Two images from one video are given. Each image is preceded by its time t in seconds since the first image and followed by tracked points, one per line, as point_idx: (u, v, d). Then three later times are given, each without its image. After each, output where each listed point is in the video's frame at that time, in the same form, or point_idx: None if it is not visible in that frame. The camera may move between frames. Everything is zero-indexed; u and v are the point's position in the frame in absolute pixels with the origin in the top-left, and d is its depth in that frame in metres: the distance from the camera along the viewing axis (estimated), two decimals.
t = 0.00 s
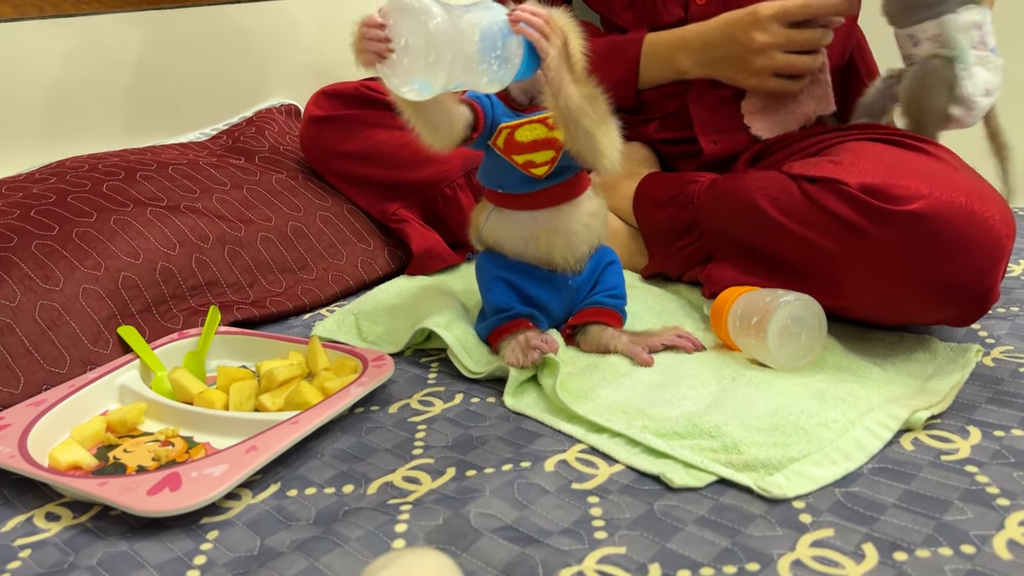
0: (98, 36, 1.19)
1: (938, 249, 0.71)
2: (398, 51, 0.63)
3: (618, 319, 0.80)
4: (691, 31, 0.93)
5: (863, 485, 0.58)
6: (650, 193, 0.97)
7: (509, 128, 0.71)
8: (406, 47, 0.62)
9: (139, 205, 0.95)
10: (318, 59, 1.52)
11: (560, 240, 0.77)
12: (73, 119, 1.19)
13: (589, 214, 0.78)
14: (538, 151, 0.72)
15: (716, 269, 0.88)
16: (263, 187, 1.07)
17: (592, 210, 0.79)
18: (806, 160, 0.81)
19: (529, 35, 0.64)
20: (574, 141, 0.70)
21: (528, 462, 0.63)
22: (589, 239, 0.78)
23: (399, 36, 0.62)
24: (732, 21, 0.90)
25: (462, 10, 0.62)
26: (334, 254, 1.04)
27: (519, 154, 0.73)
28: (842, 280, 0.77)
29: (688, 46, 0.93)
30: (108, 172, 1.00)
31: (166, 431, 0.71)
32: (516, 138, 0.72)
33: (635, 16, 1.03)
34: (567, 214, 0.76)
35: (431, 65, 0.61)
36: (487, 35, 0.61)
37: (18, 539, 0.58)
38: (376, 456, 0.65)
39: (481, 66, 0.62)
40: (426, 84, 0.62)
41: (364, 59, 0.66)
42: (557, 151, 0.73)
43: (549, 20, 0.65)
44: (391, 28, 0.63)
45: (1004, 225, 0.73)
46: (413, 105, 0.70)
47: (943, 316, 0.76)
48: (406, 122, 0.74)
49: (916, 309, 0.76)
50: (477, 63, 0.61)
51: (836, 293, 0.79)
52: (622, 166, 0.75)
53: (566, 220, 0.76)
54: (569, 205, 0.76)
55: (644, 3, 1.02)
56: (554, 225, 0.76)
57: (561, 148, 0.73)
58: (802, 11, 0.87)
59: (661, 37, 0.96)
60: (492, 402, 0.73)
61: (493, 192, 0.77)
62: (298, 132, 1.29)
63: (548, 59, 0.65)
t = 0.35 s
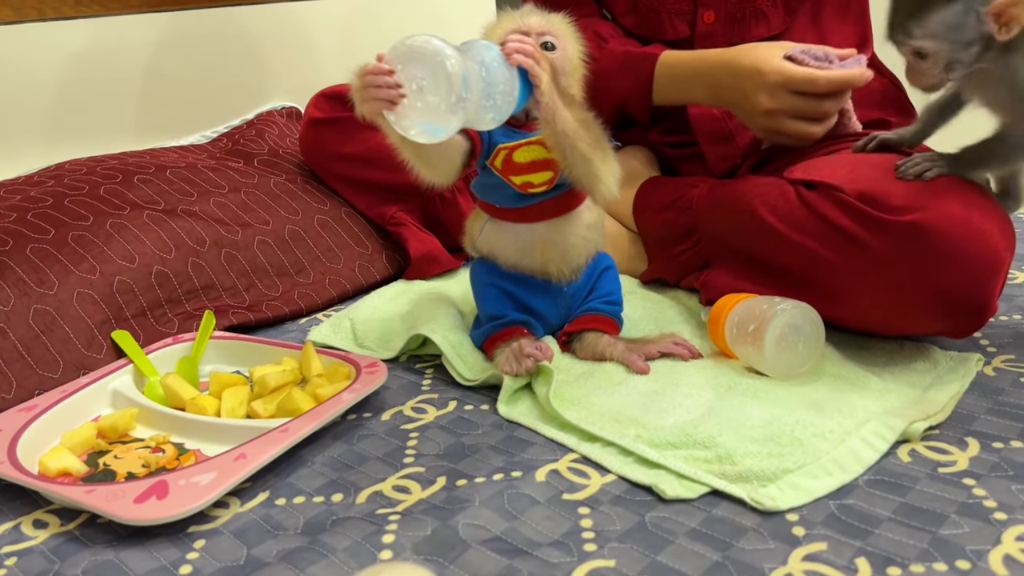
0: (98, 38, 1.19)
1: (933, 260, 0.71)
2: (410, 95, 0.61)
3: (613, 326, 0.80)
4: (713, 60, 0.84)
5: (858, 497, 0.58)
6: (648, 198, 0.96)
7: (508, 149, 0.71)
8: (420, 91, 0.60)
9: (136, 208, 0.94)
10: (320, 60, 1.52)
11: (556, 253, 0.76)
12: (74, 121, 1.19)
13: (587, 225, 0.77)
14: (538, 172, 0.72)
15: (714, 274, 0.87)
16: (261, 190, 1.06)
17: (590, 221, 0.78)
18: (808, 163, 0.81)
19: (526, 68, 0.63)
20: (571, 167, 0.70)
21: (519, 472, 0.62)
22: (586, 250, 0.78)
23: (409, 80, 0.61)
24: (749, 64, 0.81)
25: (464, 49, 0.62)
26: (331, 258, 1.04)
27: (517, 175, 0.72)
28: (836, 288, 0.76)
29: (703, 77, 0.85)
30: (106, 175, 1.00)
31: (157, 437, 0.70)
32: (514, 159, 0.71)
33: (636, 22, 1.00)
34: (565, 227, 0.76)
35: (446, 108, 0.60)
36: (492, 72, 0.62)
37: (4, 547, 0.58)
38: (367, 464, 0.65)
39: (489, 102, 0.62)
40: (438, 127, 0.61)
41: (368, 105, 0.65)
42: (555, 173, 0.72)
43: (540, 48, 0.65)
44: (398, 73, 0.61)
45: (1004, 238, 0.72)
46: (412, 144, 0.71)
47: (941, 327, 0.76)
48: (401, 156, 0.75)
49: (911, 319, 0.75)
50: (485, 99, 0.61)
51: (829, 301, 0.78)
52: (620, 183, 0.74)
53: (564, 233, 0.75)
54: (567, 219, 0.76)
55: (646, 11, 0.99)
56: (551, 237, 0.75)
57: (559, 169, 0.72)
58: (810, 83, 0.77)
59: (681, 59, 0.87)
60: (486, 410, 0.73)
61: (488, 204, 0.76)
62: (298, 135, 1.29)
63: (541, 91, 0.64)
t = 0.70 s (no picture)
0: (104, 43, 1.19)
1: (933, 281, 0.71)
2: (399, 21, 0.60)
3: (614, 332, 0.79)
4: (686, 85, 0.78)
5: (857, 506, 0.57)
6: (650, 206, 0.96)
7: (512, 143, 0.69)
8: (408, 20, 0.60)
9: (139, 212, 0.95)
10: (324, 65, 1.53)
11: (558, 256, 0.75)
12: (80, 125, 1.19)
13: (589, 230, 0.77)
14: (540, 169, 0.71)
15: (715, 281, 0.86)
16: (264, 194, 1.06)
17: (593, 226, 0.77)
18: (811, 177, 0.81)
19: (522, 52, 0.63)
20: (568, 166, 0.68)
21: (516, 478, 0.62)
22: (587, 255, 0.77)
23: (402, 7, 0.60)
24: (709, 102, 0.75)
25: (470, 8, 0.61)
26: (333, 262, 1.04)
27: (519, 170, 0.71)
28: (835, 304, 0.76)
29: (688, 103, 0.79)
30: (110, 179, 1.00)
31: (156, 441, 0.70)
32: (518, 154, 0.70)
33: (651, 25, 0.95)
34: (568, 230, 0.75)
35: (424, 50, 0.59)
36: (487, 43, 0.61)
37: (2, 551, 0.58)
38: (364, 470, 0.65)
39: (473, 69, 0.61)
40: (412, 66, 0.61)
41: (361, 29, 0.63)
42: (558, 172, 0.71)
43: (543, 41, 0.64)
44: None
45: (1003, 261, 0.73)
46: (408, 91, 0.68)
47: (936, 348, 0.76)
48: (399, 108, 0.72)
49: (909, 339, 0.74)
50: (472, 65, 0.61)
51: (826, 315, 0.77)
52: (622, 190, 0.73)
53: (567, 236, 0.75)
54: (571, 221, 0.75)
55: (664, 15, 0.94)
56: (554, 240, 0.75)
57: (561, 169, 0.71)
58: (770, 118, 0.71)
59: (664, 80, 0.81)
60: (485, 416, 0.73)
61: (492, 204, 0.76)
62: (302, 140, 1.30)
63: (535, 83, 0.64)
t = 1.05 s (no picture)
0: (108, 48, 1.20)
1: (928, 293, 0.71)
2: (398, 14, 0.60)
3: (612, 336, 0.80)
4: (767, 79, 0.77)
5: (851, 511, 0.57)
6: (650, 211, 0.96)
7: (512, 143, 0.69)
8: (407, 11, 0.60)
9: (140, 217, 0.95)
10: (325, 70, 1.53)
11: (557, 259, 0.75)
12: (83, 130, 1.20)
13: (588, 233, 0.77)
14: (539, 169, 0.71)
15: (712, 288, 0.87)
16: (265, 199, 1.07)
17: (591, 229, 0.77)
18: (809, 187, 0.81)
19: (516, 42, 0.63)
20: (567, 158, 0.68)
21: (511, 482, 0.62)
22: (586, 259, 0.77)
23: None
24: (802, 99, 0.75)
25: None
26: (333, 267, 1.05)
27: (518, 170, 0.71)
28: (831, 314, 0.76)
29: (761, 94, 0.79)
30: (111, 184, 1.01)
31: (154, 445, 0.71)
32: (517, 154, 0.70)
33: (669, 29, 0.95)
34: (566, 231, 0.75)
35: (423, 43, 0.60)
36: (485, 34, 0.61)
37: None
38: (361, 473, 0.65)
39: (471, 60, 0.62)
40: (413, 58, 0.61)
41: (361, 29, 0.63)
42: (557, 171, 0.71)
43: (539, 34, 0.64)
44: None
45: (999, 275, 0.74)
46: (407, 90, 0.68)
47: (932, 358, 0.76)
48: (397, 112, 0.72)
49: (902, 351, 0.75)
50: (473, 57, 0.61)
51: (820, 323, 0.78)
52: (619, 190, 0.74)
53: (565, 237, 0.75)
54: (569, 224, 0.75)
55: (684, 21, 0.94)
56: (552, 242, 0.75)
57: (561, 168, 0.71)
58: (879, 112, 0.72)
59: (733, 75, 0.80)
60: (481, 420, 0.73)
61: (490, 205, 0.76)
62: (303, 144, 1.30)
63: (531, 71, 0.63)
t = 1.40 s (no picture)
0: (110, 55, 1.21)
1: (925, 289, 0.72)
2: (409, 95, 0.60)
3: (608, 341, 0.80)
4: (745, 111, 0.83)
5: (846, 515, 0.57)
6: (648, 217, 0.96)
7: (507, 155, 0.70)
8: (419, 91, 0.60)
9: (140, 222, 0.96)
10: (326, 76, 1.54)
11: (553, 263, 0.76)
12: (86, 137, 1.21)
13: (584, 237, 0.77)
14: (535, 179, 0.71)
15: (708, 291, 0.87)
16: (264, 204, 1.07)
17: (587, 233, 0.78)
18: (804, 188, 0.81)
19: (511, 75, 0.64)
20: (560, 175, 0.69)
21: (507, 486, 0.63)
22: (582, 263, 0.78)
23: (408, 81, 0.60)
24: (779, 135, 0.81)
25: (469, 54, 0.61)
26: (332, 272, 1.05)
27: (515, 181, 0.71)
28: (827, 312, 0.76)
29: (737, 121, 0.85)
30: (112, 190, 1.01)
31: (153, 449, 0.71)
32: (513, 166, 0.70)
33: (671, 32, 0.95)
34: (563, 235, 0.75)
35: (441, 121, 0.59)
36: (494, 89, 0.61)
37: None
38: (357, 477, 0.65)
39: (487, 121, 0.62)
40: (431, 133, 0.61)
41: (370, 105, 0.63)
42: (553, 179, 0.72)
43: (526, 60, 0.65)
44: (394, 71, 0.61)
45: (994, 271, 0.74)
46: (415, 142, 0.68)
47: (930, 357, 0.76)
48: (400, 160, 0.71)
49: (898, 346, 0.75)
50: (485, 110, 0.61)
51: (817, 322, 0.78)
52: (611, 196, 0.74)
53: (561, 242, 0.75)
54: (566, 228, 0.75)
55: (686, 24, 0.94)
56: (549, 247, 0.75)
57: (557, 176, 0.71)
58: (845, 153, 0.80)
59: (713, 104, 0.85)
60: (478, 425, 0.73)
61: (486, 212, 0.76)
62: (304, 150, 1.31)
63: (524, 99, 0.64)
